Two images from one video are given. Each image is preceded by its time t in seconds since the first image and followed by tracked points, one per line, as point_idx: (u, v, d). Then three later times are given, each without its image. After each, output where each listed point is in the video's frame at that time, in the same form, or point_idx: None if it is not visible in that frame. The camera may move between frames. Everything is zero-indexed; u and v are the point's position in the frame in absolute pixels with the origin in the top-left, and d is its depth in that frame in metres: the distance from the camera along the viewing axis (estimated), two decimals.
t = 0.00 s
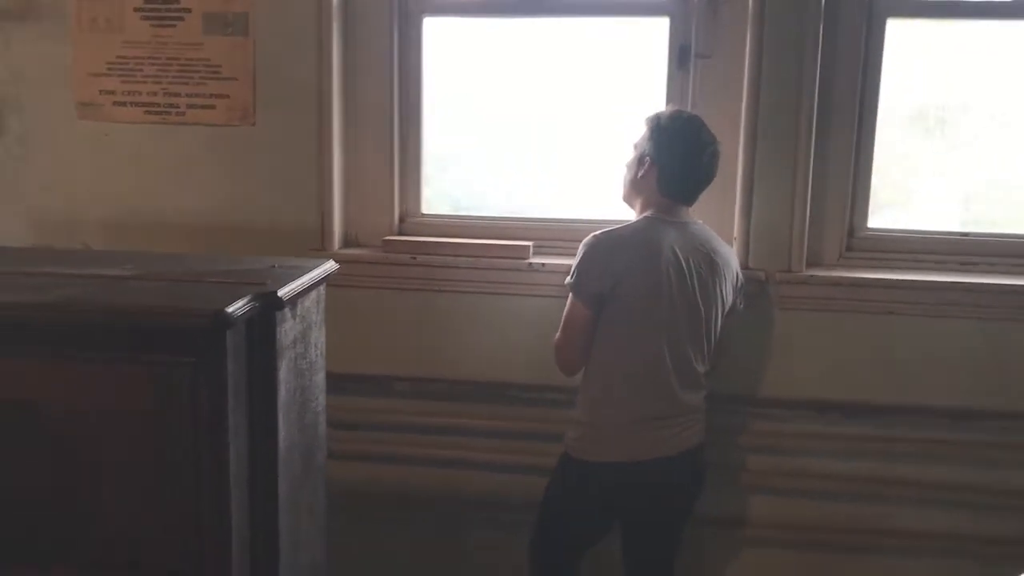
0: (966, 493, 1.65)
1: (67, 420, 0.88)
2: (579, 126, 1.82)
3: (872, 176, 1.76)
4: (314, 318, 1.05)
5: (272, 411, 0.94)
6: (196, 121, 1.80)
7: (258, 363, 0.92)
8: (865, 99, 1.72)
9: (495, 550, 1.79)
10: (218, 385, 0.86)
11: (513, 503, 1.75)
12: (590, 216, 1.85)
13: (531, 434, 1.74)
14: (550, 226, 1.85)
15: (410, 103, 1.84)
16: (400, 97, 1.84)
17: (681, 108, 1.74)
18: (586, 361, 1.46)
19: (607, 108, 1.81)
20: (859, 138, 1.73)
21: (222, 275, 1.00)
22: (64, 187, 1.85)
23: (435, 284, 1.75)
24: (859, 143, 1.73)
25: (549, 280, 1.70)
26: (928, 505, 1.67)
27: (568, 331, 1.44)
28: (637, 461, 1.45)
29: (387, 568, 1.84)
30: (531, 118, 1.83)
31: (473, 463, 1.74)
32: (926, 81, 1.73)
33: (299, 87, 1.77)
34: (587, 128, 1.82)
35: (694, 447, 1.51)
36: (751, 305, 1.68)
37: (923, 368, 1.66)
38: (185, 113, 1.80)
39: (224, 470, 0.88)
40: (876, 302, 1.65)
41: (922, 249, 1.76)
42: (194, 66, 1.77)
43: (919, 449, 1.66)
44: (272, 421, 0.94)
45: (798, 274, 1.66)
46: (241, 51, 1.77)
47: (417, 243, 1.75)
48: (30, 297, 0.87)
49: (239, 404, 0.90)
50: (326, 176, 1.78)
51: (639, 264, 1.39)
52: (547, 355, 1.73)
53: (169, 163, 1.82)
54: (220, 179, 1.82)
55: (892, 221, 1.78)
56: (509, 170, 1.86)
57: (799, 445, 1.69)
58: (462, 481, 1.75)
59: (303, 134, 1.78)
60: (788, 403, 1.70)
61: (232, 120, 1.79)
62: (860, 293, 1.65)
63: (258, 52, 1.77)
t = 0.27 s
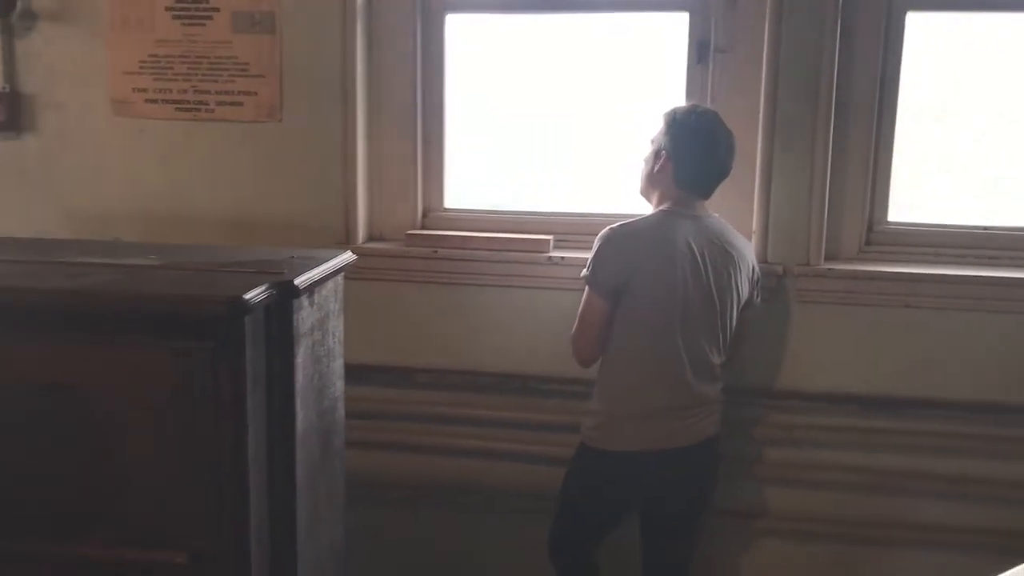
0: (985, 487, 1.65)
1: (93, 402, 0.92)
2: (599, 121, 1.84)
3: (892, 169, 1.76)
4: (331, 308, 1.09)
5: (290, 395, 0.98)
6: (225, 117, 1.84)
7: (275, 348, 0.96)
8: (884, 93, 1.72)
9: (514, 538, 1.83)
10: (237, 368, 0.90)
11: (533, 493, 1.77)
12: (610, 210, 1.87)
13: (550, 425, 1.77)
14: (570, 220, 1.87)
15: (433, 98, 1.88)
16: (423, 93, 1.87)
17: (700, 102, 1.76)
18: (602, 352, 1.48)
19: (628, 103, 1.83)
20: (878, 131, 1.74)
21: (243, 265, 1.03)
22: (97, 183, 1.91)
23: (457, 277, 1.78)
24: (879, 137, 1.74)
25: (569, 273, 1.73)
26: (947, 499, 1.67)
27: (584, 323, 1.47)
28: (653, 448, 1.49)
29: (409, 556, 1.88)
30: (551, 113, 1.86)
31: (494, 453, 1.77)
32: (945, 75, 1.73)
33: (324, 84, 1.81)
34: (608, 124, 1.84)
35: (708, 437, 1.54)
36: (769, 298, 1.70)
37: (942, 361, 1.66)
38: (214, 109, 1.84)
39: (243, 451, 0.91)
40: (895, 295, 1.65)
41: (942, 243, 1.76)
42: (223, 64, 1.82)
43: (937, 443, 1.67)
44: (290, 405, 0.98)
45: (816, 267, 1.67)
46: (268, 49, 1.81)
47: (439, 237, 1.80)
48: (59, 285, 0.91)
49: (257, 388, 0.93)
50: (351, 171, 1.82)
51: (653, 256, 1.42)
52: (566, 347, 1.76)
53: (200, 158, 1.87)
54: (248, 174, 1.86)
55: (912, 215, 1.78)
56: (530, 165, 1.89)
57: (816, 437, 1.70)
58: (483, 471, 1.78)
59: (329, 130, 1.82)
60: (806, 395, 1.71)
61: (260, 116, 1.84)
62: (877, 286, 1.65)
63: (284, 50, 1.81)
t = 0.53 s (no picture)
0: (1002, 480, 1.66)
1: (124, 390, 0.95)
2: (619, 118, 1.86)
3: (910, 163, 1.77)
4: (352, 300, 1.12)
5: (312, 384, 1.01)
6: (252, 117, 1.89)
7: (297, 338, 0.99)
8: (901, 88, 1.73)
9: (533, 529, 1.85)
10: (260, 357, 0.93)
11: (553, 485, 1.80)
12: (629, 206, 1.89)
13: (570, 419, 1.79)
14: (589, 216, 1.89)
15: (455, 96, 1.91)
16: (445, 92, 1.90)
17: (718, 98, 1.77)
18: (619, 346, 1.51)
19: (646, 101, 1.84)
20: (897, 126, 1.74)
21: (266, 259, 1.07)
22: (128, 182, 1.96)
23: (478, 273, 1.81)
24: (897, 131, 1.75)
25: (588, 268, 1.76)
26: (963, 492, 1.69)
27: (601, 317, 1.49)
28: (670, 441, 1.51)
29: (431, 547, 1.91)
30: (571, 110, 1.88)
31: (515, 446, 1.80)
32: (963, 69, 1.74)
33: (348, 83, 1.84)
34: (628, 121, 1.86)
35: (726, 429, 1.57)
36: (788, 292, 1.71)
37: (960, 355, 1.67)
38: (240, 109, 1.88)
39: (267, 436, 0.94)
40: (912, 289, 1.67)
41: (961, 237, 1.76)
42: (250, 65, 1.86)
43: (956, 437, 1.67)
44: (312, 393, 1.01)
45: (833, 261, 1.69)
46: (294, 50, 1.85)
47: (462, 233, 1.82)
48: (91, 278, 0.95)
49: (280, 376, 0.97)
50: (375, 169, 1.85)
51: (668, 250, 1.44)
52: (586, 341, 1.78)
53: (227, 157, 1.91)
54: (274, 172, 1.90)
55: (930, 209, 1.79)
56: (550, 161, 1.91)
57: (834, 431, 1.72)
58: (504, 463, 1.80)
59: (353, 128, 1.85)
60: (824, 388, 1.73)
61: (285, 116, 1.87)
62: (894, 280, 1.67)
63: (308, 51, 1.85)
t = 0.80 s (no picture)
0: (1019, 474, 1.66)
1: (150, 376, 0.98)
2: (635, 114, 1.88)
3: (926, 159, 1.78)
4: (370, 291, 1.14)
5: (330, 372, 1.03)
6: (273, 114, 1.92)
7: (317, 327, 1.02)
8: (916, 83, 1.74)
9: (549, 521, 1.87)
10: (280, 345, 0.96)
11: (570, 478, 1.81)
12: (646, 201, 1.90)
13: (586, 412, 1.80)
14: (606, 211, 1.90)
15: (472, 93, 1.93)
16: (463, 89, 1.92)
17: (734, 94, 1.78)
18: (632, 339, 1.54)
19: (639, 101, 1.87)
20: (912, 121, 1.75)
21: (287, 251, 1.09)
22: (152, 178, 1.99)
23: (495, 267, 1.83)
24: (912, 127, 1.75)
25: (604, 263, 1.78)
26: (980, 486, 1.69)
27: (614, 310, 1.53)
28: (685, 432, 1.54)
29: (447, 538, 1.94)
30: (587, 107, 1.90)
31: (531, 440, 1.81)
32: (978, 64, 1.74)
33: (367, 80, 1.87)
34: (617, 121, 1.89)
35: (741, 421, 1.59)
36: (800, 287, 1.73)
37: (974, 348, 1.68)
38: (262, 106, 1.92)
39: (287, 423, 0.97)
40: (925, 284, 1.68)
41: (977, 232, 1.76)
42: (271, 63, 1.89)
43: (970, 430, 1.68)
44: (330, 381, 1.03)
45: (846, 256, 1.71)
46: (314, 47, 1.88)
47: (483, 228, 1.85)
48: (118, 267, 0.97)
49: (301, 364, 0.99)
50: (394, 165, 1.88)
51: (678, 243, 1.48)
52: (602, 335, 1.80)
53: (249, 153, 1.95)
54: (295, 168, 1.93)
55: (946, 203, 1.79)
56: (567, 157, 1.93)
57: (848, 425, 1.73)
58: (521, 456, 1.82)
59: (372, 124, 1.88)
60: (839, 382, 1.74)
61: (306, 113, 1.90)
62: (906, 274, 1.68)
63: (329, 48, 1.87)
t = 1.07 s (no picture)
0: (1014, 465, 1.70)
1: (169, 357, 1.02)
2: (643, 107, 1.91)
3: (930, 153, 1.80)
4: (379, 278, 1.18)
5: (341, 355, 1.06)
6: (288, 107, 1.95)
7: (328, 312, 1.05)
8: (922, 77, 1.76)
9: (556, 508, 1.90)
10: (292, 329, 0.99)
11: (578, 466, 1.85)
12: (653, 193, 1.93)
13: (594, 401, 1.84)
14: (614, 203, 1.93)
15: (484, 86, 1.96)
16: (474, 81, 1.95)
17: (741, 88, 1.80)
18: (636, 327, 1.62)
19: (639, 96, 1.91)
20: (917, 116, 1.77)
21: (300, 237, 1.12)
22: (169, 169, 2.03)
23: (504, 258, 1.86)
24: (917, 121, 1.78)
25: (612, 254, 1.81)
26: (976, 476, 1.73)
27: (617, 301, 1.61)
28: (687, 417, 1.63)
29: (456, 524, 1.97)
30: (596, 100, 1.93)
31: (540, 428, 1.85)
32: (982, 60, 1.77)
33: (381, 73, 1.90)
34: (621, 115, 1.92)
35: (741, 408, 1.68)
36: (804, 278, 1.76)
37: (975, 340, 1.72)
38: (277, 99, 1.95)
39: (298, 404, 1.00)
40: (929, 277, 1.71)
41: (982, 225, 1.78)
42: (286, 56, 1.93)
43: (970, 422, 1.72)
44: (341, 364, 1.06)
45: (851, 248, 1.73)
46: (328, 41, 1.91)
47: (492, 219, 1.87)
48: (136, 252, 1.01)
49: (312, 347, 1.02)
50: (406, 156, 1.91)
51: (676, 234, 1.55)
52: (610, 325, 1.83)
53: (264, 145, 1.98)
54: (309, 159, 1.97)
55: (950, 197, 1.82)
56: (576, 150, 1.96)
57: (849, 415, 1.77)
58: (530, 443, 1.85)
59: (385, 116, 1.91)
60: (841, 372, 1.77)
61: (320, 105, 1.94)
62: (910, 267, 1.71)
63: (342, 42, 1.91)
